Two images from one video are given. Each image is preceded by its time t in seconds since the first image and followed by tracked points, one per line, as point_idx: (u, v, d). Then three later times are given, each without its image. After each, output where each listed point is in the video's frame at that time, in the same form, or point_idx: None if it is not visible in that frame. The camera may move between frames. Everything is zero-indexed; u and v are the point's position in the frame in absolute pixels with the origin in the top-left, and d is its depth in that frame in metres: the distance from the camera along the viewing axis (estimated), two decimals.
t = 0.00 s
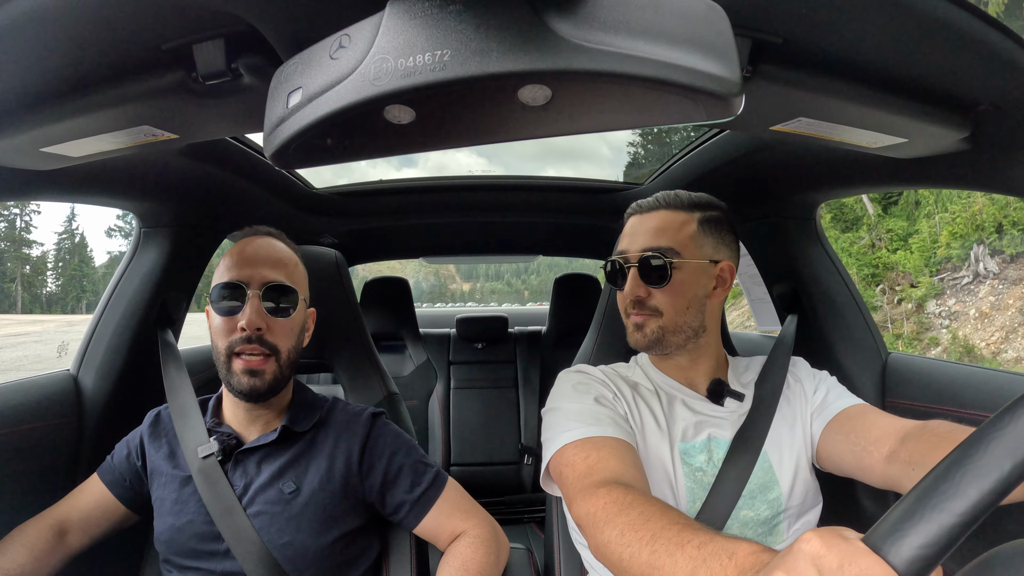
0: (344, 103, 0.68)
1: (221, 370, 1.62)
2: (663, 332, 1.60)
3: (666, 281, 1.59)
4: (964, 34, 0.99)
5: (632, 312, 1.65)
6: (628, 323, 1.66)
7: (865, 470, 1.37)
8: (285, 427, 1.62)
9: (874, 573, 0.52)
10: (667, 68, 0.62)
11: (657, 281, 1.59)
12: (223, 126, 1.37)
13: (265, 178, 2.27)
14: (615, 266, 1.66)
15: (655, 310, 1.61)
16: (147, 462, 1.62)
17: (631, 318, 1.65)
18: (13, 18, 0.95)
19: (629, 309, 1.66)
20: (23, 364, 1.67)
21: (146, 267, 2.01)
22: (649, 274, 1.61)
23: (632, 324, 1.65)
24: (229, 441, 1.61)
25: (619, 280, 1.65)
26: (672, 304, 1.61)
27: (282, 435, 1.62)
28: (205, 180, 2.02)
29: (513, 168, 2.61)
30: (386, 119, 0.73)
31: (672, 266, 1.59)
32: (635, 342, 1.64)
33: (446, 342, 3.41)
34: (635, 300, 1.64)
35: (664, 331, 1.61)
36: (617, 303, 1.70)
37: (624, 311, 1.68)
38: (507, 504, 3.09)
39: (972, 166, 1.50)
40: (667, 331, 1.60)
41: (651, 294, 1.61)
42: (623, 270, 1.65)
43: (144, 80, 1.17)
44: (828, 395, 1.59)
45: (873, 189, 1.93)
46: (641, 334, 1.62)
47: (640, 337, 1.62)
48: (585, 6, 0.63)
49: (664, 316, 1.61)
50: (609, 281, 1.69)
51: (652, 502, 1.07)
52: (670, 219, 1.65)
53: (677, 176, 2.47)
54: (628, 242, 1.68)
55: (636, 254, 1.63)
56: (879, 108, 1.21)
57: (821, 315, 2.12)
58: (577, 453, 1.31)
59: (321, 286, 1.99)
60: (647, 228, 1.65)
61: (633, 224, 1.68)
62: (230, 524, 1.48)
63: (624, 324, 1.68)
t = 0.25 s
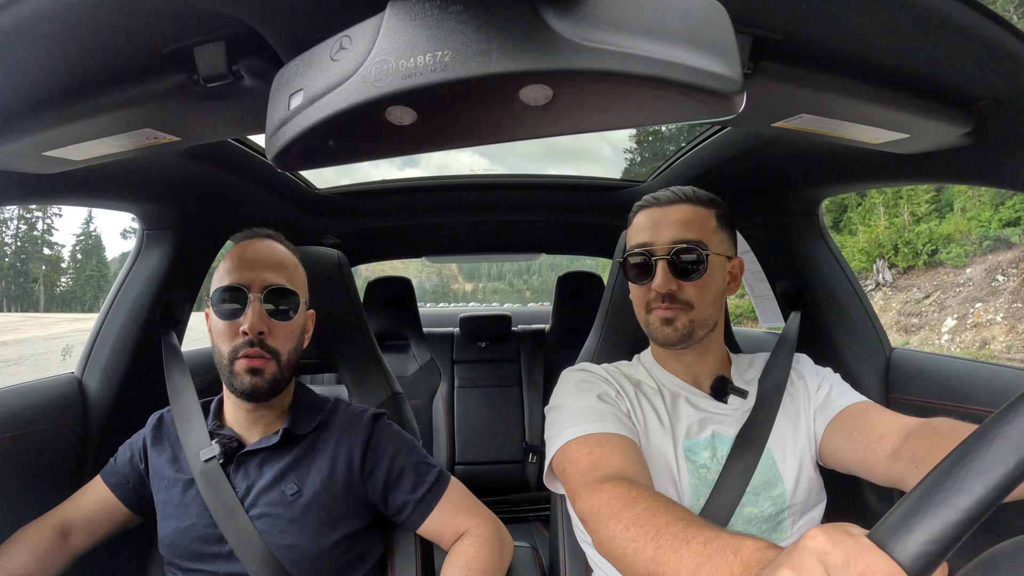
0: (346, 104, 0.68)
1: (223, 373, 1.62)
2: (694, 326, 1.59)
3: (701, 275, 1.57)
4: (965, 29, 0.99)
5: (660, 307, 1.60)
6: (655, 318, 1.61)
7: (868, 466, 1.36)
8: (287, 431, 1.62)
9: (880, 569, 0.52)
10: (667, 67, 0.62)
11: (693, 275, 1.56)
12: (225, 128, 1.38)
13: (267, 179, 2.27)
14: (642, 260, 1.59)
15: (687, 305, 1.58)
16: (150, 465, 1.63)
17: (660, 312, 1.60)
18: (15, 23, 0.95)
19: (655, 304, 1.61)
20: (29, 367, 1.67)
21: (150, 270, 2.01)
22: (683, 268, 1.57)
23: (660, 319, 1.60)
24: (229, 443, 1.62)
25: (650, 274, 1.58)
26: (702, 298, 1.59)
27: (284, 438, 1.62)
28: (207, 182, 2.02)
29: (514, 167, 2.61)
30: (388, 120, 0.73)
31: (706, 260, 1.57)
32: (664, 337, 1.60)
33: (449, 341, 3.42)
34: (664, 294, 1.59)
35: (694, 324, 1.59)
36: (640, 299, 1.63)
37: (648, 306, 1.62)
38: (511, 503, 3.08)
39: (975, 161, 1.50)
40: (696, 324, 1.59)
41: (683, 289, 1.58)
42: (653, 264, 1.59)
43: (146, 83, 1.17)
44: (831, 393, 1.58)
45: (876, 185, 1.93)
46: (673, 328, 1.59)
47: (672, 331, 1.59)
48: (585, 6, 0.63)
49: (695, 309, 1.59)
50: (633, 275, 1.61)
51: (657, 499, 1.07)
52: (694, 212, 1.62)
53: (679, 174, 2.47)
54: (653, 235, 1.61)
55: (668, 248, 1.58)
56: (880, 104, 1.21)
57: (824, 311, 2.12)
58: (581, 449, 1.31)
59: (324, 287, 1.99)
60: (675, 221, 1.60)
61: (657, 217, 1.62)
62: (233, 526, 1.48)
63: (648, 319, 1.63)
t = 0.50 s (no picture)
0: (349, 108, 0.68)
1: (226, 381, 1.62)
2: (725, 325, 1.59)
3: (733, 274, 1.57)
4: (968, 32, 0.99)
5: (692, 308, 1.58)
6: (687, 320, 1.58)
7: (872, 472, 1.36)
8: (289, 435, 1.62)
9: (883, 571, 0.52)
10: (670, 71, 0.63)
11: (727, 275, 1.55)
12: (228, 131, 1.38)
13: (270, 182, 2.27)
14: (677, 261, 1.55)
15: (719, 305, 1.57)
16: (153, 469, 1.63)
17: (692, 314, 1.58)
18: (18, 27, 0.95)
19: (686, 305, 1.58)
20: (31, 369, 1.67)
21: (153, 273, 2.02)
22: (717, 269, 1.55)
23: (693, 321, 1.58)
24: (230, 447, 1.62)
25: (683, 275, 1.55)
26: (730, 298, 1.59)
27: (286, 442, 1.62)
28: (211, 185, 2.03)
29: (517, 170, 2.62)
30: (391, 125, 0.73)
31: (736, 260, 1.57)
32: (698, 338, 1.58)
33: (452, 344, 3.42)
34: (695, 295, 1.56)
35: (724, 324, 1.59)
36: (669, 301, 1.59)
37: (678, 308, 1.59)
38: (513, 506, 3.08)
39: (978, 163, 1.50)
40: (726, 324, 1.60)
41: (716, 289, 1.56)
42: (686, 265, 1.55)
43: (150, 86, 1.18)
44: (834, 397, 1.58)
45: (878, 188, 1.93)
46: (708, 328, 1.57)
47: (708, 332, 1.57)
48: (587, 10, 0.63)
49: (725, 309, 1.58)
50: (664, 276, 1.57)
51: (659, 503, 1.07)
52: (713, 214, 1.64)
53: (682, 177, 2.47)
54: (681, 235, 1.59)
55: (700, 247, 1.56)
56: (883, 106, 1.21)
57: (827, 314, 2.11)
58: (582, 455, 1.31)
59: (327, 290, 1.99)
60: (700, 222, 1.61)
61: (681, 218, 1.62)
62: (234, 529, 1.48)
63: (679, 321, 1.59)
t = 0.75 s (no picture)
0: (349, 101, 0.68)
1: (235, 367, 1.61)
2: (727, 312, 1.59)
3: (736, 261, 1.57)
4: (971, 23, 0.98)
5: (694, 293, 1.57)
6: (689, 306, 1.58)
7: (874, 457, 1.36)
8: (292, 424, 1.63)
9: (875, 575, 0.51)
10: (671, 63, 0.62)
11: (729, 262, 1.55)
12: (228, 126, 1.38)
13: (271, 176, 2.27)
14: (679, 247, 1.55)
15: (721, 290, 1.57)
16: (157, 460, 1.63)
17: (694, 299, 1.57)
18: (18, 23, 0.95)
19: (689, 290, 1.58)
20: (32, 364, 1.67)
21: (154, 268, 2.01)
22: (720, 256, 1.55)
23: (695, 306, 1.57)
24: (235, 438, 1.62)
25: (686, 261, 1.55)
26: (733, 285, 1.59)
27: (290, 432, 1.62)
28: (212, 179, 2.02)
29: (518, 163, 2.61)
30: (392, 117, 0.73)
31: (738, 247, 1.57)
32: (700, 324, 1.58)
33: (454, 338, 3.42)
34: (698, 280, 1.56)
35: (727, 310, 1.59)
36: (671, 287, 1.59)
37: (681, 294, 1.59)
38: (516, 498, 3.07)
39: (981, 154, 1.49)
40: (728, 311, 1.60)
41: (718, 275, 1.56)
42: (688, 251, 1.55)
43: (149, 81, 1.17)
44: (835, 383, 1.59)
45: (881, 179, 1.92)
46: (711, 314, 1.57)
47: (710, 317, 1.57)
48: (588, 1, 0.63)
49: (728, 295, 1.59)
50: (667, 263, 1.56)
51: (658, 501, 1.07)
52: (715, 202, 1.64)
53: (684, 169, 2.47)
54: (683, 222, 1.59)
55: (702, 234, 1.56)
56: (885, 98, 1.21)
57: (830, 306, 2.11)
58: (583, 450, 1.31)
59: (330, 282, 2.00)
60: (702, 210, 1.61)
61: (683, 205, 1.62)
62: (239, 520, 1.49)
63: (680, 307, 1.59)
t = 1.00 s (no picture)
0: (351, 103, 0.68)
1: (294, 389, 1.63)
2: (730, 313, 1.58)
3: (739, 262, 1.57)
4: (973, 20, 0.98)
5: (697, 296, 1.57)
6: (693, 308, 1.58)
7: (879, 452, 1.36)
8: (306, 431, 1.63)
9: None
10: (671, 61, 0.62)
11: (731, 263, 1.54)
12: (230, 129, 1.38)
13: (273, 179, 2.27)
14: (681, 249, 1.55)
15: (723, 291, 1.56)
16: (165, 463, 1.64)
17: (697, 301, 1.57)
18: (22, 29, 0.96)
19: (692, 293, 1.58)
20: (37, 369, 1.68)
21: (157, 272, 2.02)
22: (722, 257, 1.55)
23: (698, 308, 1.57)
24: (245, 441, 1.62)
25: (687, 263, 1.55)
26: (736, 287, 1.59)
27: (303, 439, 1.63)
28: (214, 183, 2.03)
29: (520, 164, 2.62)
30: (394, 118, 0.73)
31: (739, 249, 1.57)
32: (703, 326, 1.57)
33: (457, 339, 3.43)
34: (700, 282, 1.56)
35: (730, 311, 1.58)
36: (674, 290, 1.59)
37: (683, 296, 1.59)
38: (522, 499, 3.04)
39: (983, 150, 1.49)
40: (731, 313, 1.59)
41: (720, 277, 1.56)
42: (690, 253, 1.55)
43: (153, 85, 1.18)
44: (839, 381, 1.58)
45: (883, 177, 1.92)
46: (714, 315, 1.56)
47: (713, 319, 1.56)
48: None
49: (730, 297, 1.58)
50: (670, 265, 1.56)
51: (659, 519, 1.10)
52: (717, 205, 1.63)
53: (686, 168, 2.46)
54: (685, 224, 1.59)
55: (703, 235, 1.56)
56: (887, 96, 1.20)
57: (834, 304, 2.11)
58: (586, 465, 1.33)
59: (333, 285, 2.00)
60: (704, 212, 1.60)
61: (685, 208, 1.61)
62: (250, 523, 1.49)
63: (683, 310, 1.59)
